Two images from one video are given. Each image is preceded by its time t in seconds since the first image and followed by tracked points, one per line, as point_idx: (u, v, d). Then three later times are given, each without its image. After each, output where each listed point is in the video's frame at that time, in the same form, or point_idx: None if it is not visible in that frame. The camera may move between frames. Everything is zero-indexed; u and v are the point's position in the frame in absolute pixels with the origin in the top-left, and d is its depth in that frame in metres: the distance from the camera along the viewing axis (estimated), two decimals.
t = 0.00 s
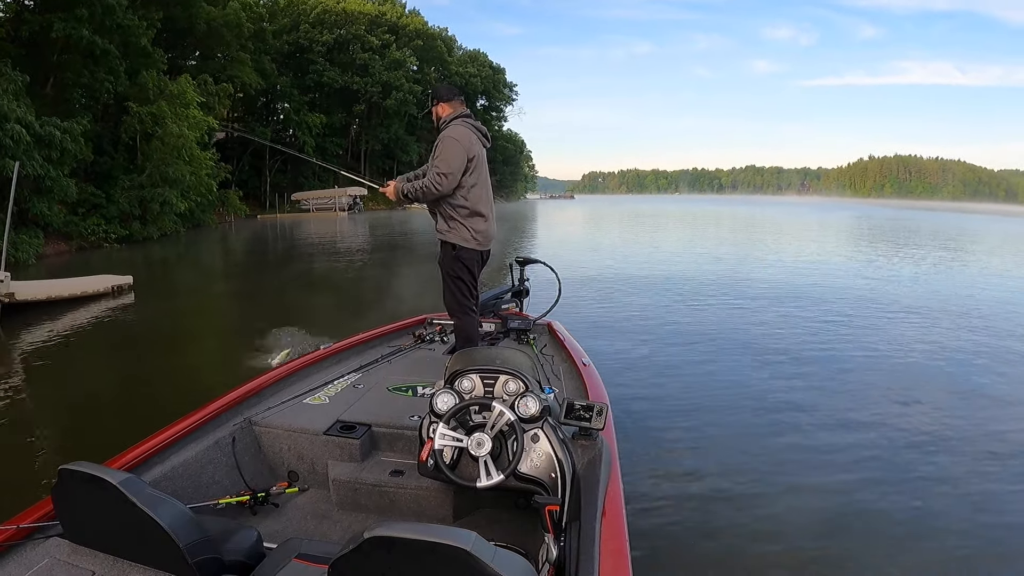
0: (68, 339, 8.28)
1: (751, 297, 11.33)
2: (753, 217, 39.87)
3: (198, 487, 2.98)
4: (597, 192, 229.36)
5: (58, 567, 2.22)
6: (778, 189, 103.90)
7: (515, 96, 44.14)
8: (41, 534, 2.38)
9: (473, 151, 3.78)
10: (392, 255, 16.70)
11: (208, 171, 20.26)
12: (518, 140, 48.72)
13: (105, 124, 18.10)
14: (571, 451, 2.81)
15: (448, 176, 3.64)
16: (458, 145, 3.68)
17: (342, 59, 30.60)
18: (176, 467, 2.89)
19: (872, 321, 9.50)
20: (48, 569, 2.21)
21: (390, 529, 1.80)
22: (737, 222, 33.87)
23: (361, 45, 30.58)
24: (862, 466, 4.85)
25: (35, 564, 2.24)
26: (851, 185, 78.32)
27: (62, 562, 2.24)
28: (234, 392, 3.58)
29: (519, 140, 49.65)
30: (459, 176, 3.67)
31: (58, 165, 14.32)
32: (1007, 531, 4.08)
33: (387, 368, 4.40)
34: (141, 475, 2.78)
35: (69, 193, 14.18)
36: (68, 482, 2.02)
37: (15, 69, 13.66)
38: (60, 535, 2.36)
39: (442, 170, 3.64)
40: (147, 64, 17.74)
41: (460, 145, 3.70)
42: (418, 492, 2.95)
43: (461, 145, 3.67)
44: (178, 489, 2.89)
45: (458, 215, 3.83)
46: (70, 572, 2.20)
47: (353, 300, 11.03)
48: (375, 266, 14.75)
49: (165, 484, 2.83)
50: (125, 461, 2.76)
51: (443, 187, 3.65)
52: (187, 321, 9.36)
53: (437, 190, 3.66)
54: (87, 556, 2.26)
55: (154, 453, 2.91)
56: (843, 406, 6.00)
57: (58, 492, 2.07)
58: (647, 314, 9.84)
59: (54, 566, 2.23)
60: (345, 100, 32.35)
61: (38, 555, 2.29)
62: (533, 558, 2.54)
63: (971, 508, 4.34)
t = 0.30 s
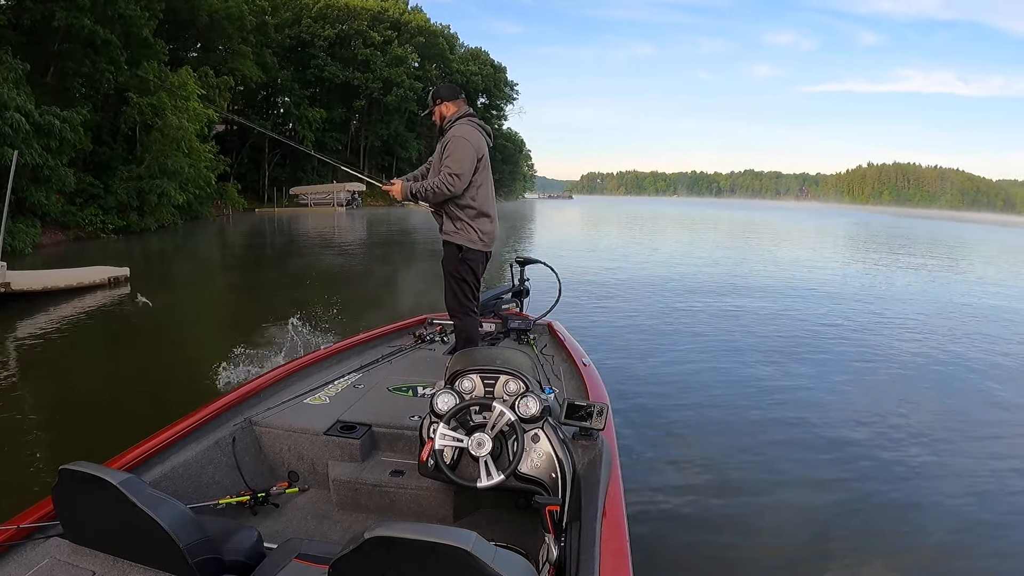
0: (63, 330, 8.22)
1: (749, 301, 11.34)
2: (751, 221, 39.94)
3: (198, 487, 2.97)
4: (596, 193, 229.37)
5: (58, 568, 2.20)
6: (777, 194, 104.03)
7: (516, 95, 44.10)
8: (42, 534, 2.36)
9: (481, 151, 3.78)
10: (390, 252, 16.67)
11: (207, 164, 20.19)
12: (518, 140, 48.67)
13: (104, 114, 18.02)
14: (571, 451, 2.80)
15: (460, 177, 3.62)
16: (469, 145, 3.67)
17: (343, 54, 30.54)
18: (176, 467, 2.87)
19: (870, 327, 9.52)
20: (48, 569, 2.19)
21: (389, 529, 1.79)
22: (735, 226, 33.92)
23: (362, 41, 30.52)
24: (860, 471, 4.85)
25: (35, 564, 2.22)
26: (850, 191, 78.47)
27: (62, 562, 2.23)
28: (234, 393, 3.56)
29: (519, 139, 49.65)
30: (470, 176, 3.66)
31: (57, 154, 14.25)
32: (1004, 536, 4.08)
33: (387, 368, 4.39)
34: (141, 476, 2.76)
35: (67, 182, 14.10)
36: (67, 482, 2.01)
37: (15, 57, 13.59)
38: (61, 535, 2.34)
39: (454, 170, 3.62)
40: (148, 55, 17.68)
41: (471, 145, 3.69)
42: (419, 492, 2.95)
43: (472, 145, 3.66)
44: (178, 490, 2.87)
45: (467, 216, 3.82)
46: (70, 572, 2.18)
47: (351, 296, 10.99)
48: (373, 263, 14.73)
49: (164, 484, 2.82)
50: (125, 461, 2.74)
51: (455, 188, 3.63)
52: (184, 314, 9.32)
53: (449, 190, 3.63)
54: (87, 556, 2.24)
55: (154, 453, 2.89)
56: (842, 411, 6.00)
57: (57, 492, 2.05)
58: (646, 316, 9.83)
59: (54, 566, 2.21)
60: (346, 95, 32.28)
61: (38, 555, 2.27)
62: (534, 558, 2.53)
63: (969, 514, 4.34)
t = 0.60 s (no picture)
0: (61, 336, 8.20)
1: (748, 300, 11.35)
2: (748, 221, 39.97)
3: (198, 488, 2.97)
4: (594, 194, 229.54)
5: (59, 569, 2.20)
6: (774, 193, 104.14)
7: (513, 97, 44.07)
8: (42, 535, 2.36)
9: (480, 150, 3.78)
10: (388, 255, 16.66)
11: (204, 168, 20.18)
12: (516, 142, 48.68)
13: (102, 119, 18.01)
14: (571, 451, 2.80)
15: (458, 175, 3.62)
16: (468, 143, 3.67)
17: (340, 57, 30.56)
18: (176, 468, 2.87)
19: (868, 326, 9.53)
20: (48, 570, 2.19)
21: (389, 529, 1.79)
22: (733, 226, 33.97)
23: (359, 45, 30.53)
24: (859, 468, 4.86)
25: (35, 565, 2.22)
26: (848, 190, 78.57)
27: (62, 563, 2.22)
28: (234, 393, 3.55)
29: (516, 141, 49.67)
30: (468, 175, 3.67)
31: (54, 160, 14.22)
32: (1004, 533, 4.08)
33: (387, 368, 4.39)
34: (141, 476, 2.76)
35: (65, 188, 14.09)
36: (68, 482, 2.00)
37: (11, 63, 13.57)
38: (61, 536, 2.34)
39: (453, 168, 3.62)
40: (144, 60, 17.68)
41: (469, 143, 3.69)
42: (418, 492, 2.94)
43: (470, 144, 3.66)
44: (178, 490, 2.87)
45: (465, 215, 3.83)
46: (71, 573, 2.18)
47: (349, 299, 10.97)
48: (372, 266, 14.71)
49: (165, 484, 2.82)
50: (125, 462, 2.74)
51: (454, 186, 3.62)
52: (181, 318, 9.31)
53: (448, 188, 3.62)
54: (88, 556, 2.24)
55: (154, 453, 2.89)
56: (840, 409, 6.01)
57: (58, 493, 2.05)
58: (646, 316, 9.83)
59: (54, 567, 2.21)
60: (343, 98, 32.28)
61: (38, 556, 2.27)
62: (533, 558, 2.53)
63: (969, 511, 4.33)
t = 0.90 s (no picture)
0: (60, 342, 8.20)
1: (748, 299, 11.36)
2: (747, 221, 39.96)
3: (198, 488, 2.97)
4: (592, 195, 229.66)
5: (59, 569, 2.20)
6: (773, 192, 104.17)
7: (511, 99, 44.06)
8: (42, 535, 2.36)
9: (473, 150, 3.79)
10: (388, 258, 16.66)
11: (202, 174, 20.18)
12: (514, 144, 48.71)
13: (99, 126, 18.01)
14: (571, 451, 2.81)
15: (450, 172, 3.64)
16: (461, 142, 3.68)
17: (337, 62, 30.58)
18: (176, 468, 2.88)
19: (867, 323, 9.55)
20: (49, 570, 2.20)
21: (389, 529, 1.79)
22: (732, 225, 33.97)
23: (356, 49, 30.54)
24: (859, 466, 4.87)
25: (36, 566, 2.23)
26: (846, 188, 78.59)
27: (62, 564, 2.23)
28: (234, 394, 3.56)
29: (514, 143, 49.66)
30: (460, 174, 3.68)
31: (52, 167, 14.22)
32: (1003, 530, 4.09)
33: (387, 369, 4.40)
34: (141, 477, 2.76)
35: (63, 196, 14.11)
36: (68, 483, 2.01)
37: (8, 71, 13.58)
38: (61, 537, 2.34)
39: (444, 166, 3.63)
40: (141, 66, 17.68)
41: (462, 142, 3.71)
42: (419, 492, 2.95)
43: (463, 142, 3.67)
44: (178, 490, 2.87)
45: (460, 214, 3.83)
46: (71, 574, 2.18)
47: (349, 303, 10.97)
48: (371, 269, 14.72)
49: (165, 485, 2.82)
50: (125, 462, 2.75)
51: (445, 184, 3.64)
52: (180, 324, 9.31)
53: (439, 186, 3.63)
54: (88, 557, 2.24)
55: (155, 453, 2.89)
56: (841, 406, 6.02)
57: (58, 493, 2.05)
58: (646, 316, 9.85)
59: (55, 567, 2.21)
60: (340, 102, 32.31)
61: (38, 556, 2.27)
62: (533, 558, 2.54)
63: (969, 507, 4.35)
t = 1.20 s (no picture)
0: (57, 340, 8.17)
1: (747, 299, 11.37)
2: (746, 220, 39.97)
3: (198, 487, 2.97)
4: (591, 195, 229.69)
5: (58, 569, 2.20)
6: (771, 192, 104.26)
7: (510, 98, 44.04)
8: (42, 535, 2.36)
9: (472, 149, 3.78)
10: (386, 257, 16.65)
11: (201, 171, 20.16)
12: (512, 142, 48.69)
13: (98, 123, 17.99)
14: (571, 451, 2.81)
15: (446, 170, 3.63)
16: (458, 141, 3.68)
17: (336, 60, 30.55)
18: (175, 468, 2.87)
19: (866, 324, 9.56)
20: (48, 570, 2.19)
21: (390, 529, 1.79)
22: (731, 225, 34.01)
23: (355, 47, 30.51)
24: (858, 466, 4.87)
25: (35, 565, 2.22)
26: (844, 189, 78.69)
27: (62, 563, 2.22)
28: (233, 393, 3.56)
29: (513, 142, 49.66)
30: (456, 172, 3.67)
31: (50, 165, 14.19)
32: (1002, 530, 4.10)
33: (387, 368, 4.39)
34: (140, 476, 2.76)
35: (61, 193, 14.10)
36: (68, 483, 2.00)
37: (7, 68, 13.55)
38: (61, 536, 2.33)
39: (441, 163, 3.63)
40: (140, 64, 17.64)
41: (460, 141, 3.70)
42: (418, 492, 2.94)
43: (461, 141, 3.67)
44: (178, 490, 2.87)
45: (456, 212, 3.82)
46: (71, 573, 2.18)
47: (348, 302, 10.96)
48: (370, 268, 14.71)
49: (164, 484, 2.82)
50: (125, 462, 2.74)
51: (441, 181, 3.63)
52: (179, 322, 9.29)
53: (436, 183, 3.63)
54: (87, 556, 2.24)
55: (154, 452, 2.89)
56: (839, 406, 6.03)
57: (58, 493, 2.04)
58: (645, 315, 9.85)
59: (54, 567, 2.21)
60: (339, 100, 32.28)
61: (38, 556, 2.26)
62: (533, 558, 2.54)
63: (967, 507, 4.36)
